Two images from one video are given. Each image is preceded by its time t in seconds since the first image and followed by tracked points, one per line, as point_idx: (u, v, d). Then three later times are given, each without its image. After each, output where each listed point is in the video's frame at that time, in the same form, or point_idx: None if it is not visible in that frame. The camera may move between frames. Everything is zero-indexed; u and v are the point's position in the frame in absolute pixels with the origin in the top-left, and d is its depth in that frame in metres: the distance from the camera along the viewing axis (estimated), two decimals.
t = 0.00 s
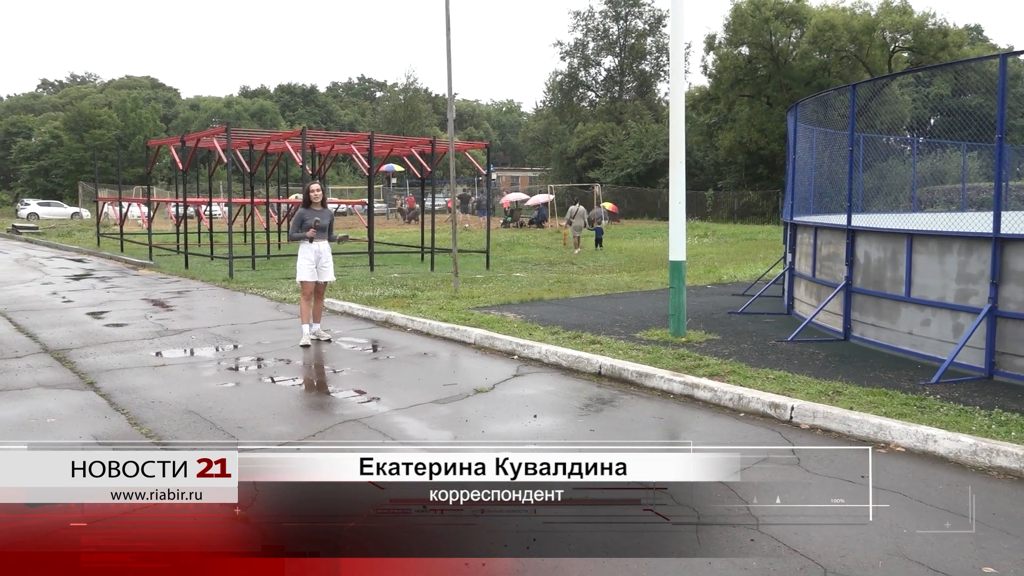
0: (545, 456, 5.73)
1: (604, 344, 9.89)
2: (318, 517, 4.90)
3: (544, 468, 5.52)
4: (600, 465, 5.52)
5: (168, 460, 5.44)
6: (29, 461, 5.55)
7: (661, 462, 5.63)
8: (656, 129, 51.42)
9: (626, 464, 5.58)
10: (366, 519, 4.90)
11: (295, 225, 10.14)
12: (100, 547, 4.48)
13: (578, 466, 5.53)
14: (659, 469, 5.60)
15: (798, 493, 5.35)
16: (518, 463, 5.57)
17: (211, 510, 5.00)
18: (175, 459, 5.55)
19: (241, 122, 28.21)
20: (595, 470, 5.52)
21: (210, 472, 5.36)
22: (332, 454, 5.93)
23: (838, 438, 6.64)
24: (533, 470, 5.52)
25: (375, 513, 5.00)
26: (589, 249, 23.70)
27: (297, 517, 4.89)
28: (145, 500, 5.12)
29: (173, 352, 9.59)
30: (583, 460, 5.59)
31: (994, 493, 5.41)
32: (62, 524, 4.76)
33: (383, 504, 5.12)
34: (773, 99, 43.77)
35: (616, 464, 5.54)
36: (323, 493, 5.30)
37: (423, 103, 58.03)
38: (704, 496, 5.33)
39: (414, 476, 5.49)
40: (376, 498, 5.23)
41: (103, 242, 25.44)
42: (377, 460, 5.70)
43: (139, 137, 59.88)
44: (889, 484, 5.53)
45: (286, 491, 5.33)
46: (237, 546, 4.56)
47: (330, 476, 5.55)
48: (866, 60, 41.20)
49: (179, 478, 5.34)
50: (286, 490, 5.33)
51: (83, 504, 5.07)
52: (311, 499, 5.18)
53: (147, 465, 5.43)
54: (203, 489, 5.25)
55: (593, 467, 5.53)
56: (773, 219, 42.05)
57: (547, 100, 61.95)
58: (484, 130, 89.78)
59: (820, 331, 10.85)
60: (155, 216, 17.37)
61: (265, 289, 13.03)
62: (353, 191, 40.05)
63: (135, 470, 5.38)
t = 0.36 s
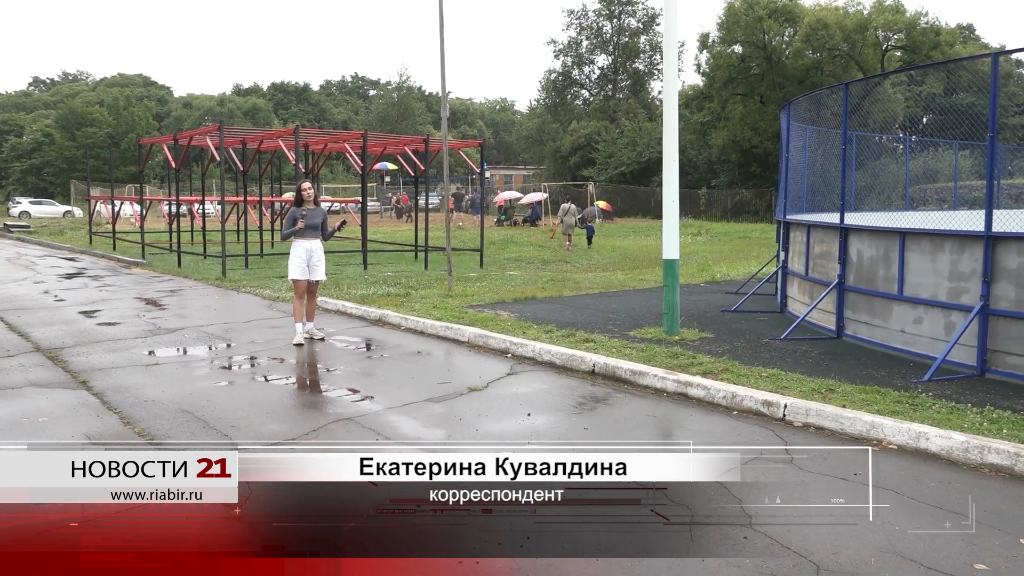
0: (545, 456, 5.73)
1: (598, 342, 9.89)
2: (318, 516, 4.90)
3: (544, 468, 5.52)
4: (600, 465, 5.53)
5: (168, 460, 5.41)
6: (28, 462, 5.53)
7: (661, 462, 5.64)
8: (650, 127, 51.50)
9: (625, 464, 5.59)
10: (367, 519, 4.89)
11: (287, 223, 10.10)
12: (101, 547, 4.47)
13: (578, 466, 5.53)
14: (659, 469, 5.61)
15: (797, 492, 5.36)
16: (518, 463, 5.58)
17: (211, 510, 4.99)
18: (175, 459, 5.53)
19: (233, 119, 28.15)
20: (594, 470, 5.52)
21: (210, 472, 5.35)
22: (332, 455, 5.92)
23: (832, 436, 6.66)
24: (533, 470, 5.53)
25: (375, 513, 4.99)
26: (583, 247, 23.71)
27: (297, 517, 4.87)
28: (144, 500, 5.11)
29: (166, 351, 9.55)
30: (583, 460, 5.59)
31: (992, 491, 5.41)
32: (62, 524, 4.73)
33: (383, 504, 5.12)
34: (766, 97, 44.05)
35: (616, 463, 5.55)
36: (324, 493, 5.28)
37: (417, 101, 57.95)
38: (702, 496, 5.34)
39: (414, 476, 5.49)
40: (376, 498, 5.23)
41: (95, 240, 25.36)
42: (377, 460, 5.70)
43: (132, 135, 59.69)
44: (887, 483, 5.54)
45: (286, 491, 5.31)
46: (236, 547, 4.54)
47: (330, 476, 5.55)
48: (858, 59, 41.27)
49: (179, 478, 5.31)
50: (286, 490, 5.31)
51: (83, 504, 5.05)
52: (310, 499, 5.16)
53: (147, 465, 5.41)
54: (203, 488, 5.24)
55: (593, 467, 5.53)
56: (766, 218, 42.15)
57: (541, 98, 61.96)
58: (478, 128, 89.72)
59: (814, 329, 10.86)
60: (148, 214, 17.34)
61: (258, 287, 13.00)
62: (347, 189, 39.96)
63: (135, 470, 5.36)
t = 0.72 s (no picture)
0: (544, 456, 5.73)
1: (591, 340, 9.91)
2: (318, 517, 4.88)
3: (544, 468, 5.53)
4: (600, 465, 5.53)
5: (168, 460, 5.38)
6: (27, 463, 5.52)
7: (661, 463, 5.64)
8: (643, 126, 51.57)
9: (625, 464, 5.59)
10: (365, 519, 4.88)
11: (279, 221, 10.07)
12: (100, 547, 4.45)
13: (578, 466, 5.53)
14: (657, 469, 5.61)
15: (795, 490, 5.36)
16: (518, 463, 5.58)
17: (211, 511, 4.97)
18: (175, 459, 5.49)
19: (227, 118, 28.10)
20: (595, 470, 5.51)
21: (210, 473, 5.30)
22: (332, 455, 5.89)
23: (825, 434, 6.67)
24: (533, 470, 5.53)
25: (373, 513, 4.98)
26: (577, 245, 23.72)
27: (295, 518, 4.86)
28: (142, 500, 5.08)
29: (158, 351, 9.52)
30: (583, 460, 5.59)
31: (986, 489, 5.43)
32: (62, 524, 4.71)
33: (382, 505, 5.11)
34: (759, 96, 44.13)
35: (616, 464, 5.56)
36: (322, 493, 5.27)
37: (410, 99, 57.89)
38: (701, 495, 5.34)
39: (413, 476, 5.49)
40: (374, 498, 5.22)
41: (87, 239, 25.28)
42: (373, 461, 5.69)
43: (126, 134, 59.48)
44: (885, 481, 5.55)
45: (283, 492, 5.29)
46: (234, 548, 4.52)
47: (329, 476, 5.54)
48: (851, 58, 41.34)
49: (179, 478, 5.27)
50: (283, 491, 5.29)
51: (84, 504, 5.03)
52: (308, 500, 5.14)
53: (147, 465, 5.38)
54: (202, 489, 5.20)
55: (593, 467, 5.53)
56: (759, 216, 42.23)
57: (535, 97, 61.97)
58: (471, 126, 89.67)
59: (807, 328, 10.89)
60: (142, 213, 17.34)
61: (251, 286, 12.99)
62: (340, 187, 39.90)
63: (135, 470, 5.33)
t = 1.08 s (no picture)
0: (543, 457, 5.73)
1: (588, 340, 9.91)
2: (318, 516, 4.88)
3: (543, 468, 5.53)
4: (600, 466, 5.53)
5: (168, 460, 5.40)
6: (25, 464, 5.53)
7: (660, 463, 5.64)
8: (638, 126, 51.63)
9: (624, 465, 5.60)
10: (362, 519, 4.87)
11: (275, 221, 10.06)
12: (100, 547, 4.44)
13: (577, 466, 5.53)
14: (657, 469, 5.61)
15: (792, 490, 5.37)
16: (518, 463, 5.59)
17: (210, 511, 4.96)
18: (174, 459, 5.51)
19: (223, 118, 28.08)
20: (593, 471, 5.52)
21: (210, 473, 5.34)
22: (331, 457, 5.90)
23: (820, 433, 6.69)
24: (533, 470, 5.54)
25: (370, 513, 4.98)
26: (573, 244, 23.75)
27: (293, 518, 4.86)
28: (143, 501, 5.07)
29: (154, 352, 9.49)
30: (582, 460, 5.59)
31: (981, 488, 5.44)
32: (62, 524, 4.69)
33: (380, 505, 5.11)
34: (754, 96, 44.24)
35: (616, 465, 5.57)
36: (320, 493, 5.27)
37: (405, 100, 57.86)
38: (698, 493, 5.36)
39: (412, 477, 5.49)
40: (372, 497, 5.22)
41: (82, 240, 25.21)
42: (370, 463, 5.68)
43: (121, 134, 59.37)
44: (881, 480, 5.56)
45: (281, 492, 5.28)
46: (233, 547, 4.52)
47: (328, 477, 5.54)
48: (846, 58, 41.48)
49: (179, 478, 5.30)
50: (281, 491, 5.28)
51: (83, 503, 5.02)
52: (305, 500, 5.14)
53: (147, 465, 5.40)
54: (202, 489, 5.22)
55: (592, 467, 5.53)
56: (754, 216, 42.30)
57: (531, 97, 62.02)
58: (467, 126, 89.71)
59: (802, 327, 10.91)
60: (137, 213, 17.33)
61: (247, 287, 12.98)
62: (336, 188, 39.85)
63: (135, 470, 5.34)
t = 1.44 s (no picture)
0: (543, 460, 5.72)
1: (587, 341, 9.91)
2: (316, 517, 4.88)
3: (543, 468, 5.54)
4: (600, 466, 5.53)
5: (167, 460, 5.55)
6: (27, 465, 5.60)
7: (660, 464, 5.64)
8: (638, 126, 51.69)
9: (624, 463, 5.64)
10: (360, 520, 4.87)
11: (275, 222, 10.07)
12: (100, 546, 4.44)
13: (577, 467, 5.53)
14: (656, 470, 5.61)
15: (792, 490, 5.38)
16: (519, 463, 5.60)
17: (209, 511, 4.95)
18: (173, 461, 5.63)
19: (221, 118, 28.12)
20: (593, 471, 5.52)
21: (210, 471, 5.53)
22: (330, 458, 5.91)
23: (820, 433, 6.69)
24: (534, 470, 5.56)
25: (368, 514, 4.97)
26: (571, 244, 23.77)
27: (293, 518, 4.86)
28: (144, 500, 5.07)
29: (153, 353, 9.49)
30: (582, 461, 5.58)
31: (980, 488, 5.45)
32: (63, 524, 4.70)
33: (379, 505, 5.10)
34: (753, 97, 44.29)
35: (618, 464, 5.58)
36: (319, 494, 5.26)
37: (405, 100, 57.90)
38: (696, 493, 5.36)
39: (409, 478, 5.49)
40: (371, 498, 5.21)
41: (82, 241, 25.20)
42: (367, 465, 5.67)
43: (121, 135, 59.38)
44: (880, 480, 5.57)
45: (279, 492, 5.27)
46: (233, 546, 4.51)
47: (326, 478, 5.53)
48: (845, 58, 41.50)
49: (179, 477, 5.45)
50: (280, 491, 5.28)
51: (83, 502, 5.02)
52: (304, 500, 5.13)
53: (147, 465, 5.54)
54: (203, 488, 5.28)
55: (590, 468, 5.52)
56: (754, 216, 42.31)
57: (530, 97, 62.05)
58: (467, 126, 89.75)
59: (801, 327, 10.91)
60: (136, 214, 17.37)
61: (246, 288, 12.99)
62: (335, 189, 39.87)
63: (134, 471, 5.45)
